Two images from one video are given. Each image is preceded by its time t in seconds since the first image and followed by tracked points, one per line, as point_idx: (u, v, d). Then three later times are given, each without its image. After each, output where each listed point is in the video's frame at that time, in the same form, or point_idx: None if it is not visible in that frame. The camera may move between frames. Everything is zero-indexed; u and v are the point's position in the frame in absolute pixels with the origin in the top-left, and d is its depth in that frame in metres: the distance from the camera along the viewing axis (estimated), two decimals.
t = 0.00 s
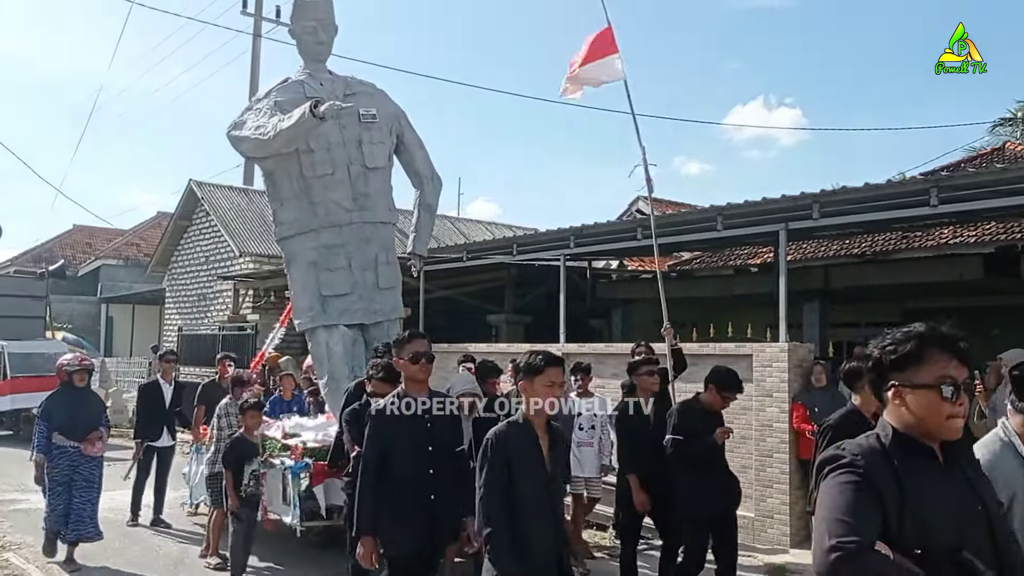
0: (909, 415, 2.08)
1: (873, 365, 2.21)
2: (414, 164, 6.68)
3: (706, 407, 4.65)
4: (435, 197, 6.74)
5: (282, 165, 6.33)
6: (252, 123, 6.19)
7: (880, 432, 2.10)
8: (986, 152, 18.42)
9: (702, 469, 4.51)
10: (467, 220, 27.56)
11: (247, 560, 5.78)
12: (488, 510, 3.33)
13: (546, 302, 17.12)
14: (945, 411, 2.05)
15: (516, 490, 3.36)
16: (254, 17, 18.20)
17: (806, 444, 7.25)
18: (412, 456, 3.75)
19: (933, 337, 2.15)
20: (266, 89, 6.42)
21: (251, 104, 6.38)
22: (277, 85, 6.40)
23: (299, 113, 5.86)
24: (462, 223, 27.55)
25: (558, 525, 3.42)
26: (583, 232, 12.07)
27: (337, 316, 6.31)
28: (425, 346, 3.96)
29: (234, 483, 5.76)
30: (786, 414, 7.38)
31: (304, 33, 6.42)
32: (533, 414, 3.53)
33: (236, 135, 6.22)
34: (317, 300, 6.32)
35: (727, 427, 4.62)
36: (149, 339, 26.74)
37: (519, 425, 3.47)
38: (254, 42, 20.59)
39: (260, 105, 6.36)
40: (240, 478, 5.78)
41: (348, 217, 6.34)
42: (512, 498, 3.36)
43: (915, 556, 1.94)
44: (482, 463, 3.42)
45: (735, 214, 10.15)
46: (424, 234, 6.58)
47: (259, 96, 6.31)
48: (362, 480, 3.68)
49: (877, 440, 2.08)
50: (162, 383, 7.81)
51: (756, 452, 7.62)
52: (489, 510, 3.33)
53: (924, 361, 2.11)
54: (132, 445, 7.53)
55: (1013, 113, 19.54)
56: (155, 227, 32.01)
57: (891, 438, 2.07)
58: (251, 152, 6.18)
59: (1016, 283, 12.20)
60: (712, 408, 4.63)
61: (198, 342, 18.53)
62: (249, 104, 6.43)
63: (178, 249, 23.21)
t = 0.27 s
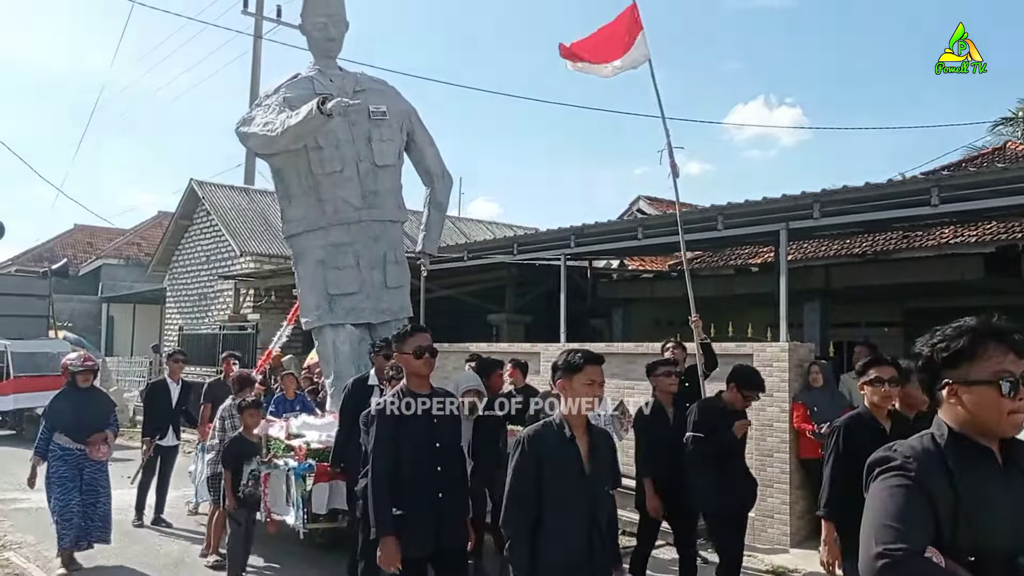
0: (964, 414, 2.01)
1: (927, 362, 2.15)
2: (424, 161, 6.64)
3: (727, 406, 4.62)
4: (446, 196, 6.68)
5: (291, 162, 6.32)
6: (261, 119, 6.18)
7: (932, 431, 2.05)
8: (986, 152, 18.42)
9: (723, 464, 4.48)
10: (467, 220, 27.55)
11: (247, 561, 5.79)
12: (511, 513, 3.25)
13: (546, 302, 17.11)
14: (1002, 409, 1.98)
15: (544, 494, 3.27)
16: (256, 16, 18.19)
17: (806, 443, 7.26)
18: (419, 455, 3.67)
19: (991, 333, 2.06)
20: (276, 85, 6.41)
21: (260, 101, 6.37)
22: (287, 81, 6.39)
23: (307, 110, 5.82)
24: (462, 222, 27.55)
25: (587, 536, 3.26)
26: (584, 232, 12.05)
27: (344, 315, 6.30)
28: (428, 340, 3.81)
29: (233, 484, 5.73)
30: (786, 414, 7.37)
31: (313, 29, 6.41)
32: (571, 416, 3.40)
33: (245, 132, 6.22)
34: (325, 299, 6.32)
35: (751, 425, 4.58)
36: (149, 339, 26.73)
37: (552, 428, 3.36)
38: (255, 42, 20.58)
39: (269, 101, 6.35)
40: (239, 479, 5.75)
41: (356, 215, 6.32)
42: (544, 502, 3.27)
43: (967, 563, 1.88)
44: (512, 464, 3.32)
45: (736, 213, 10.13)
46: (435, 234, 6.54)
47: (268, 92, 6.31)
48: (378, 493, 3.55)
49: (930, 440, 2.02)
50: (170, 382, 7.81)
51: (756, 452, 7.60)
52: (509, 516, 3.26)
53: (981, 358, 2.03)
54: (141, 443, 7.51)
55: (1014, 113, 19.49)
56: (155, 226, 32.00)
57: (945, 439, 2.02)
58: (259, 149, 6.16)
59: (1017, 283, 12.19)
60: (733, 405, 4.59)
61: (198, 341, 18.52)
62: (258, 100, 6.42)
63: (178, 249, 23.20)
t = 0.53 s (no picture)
0: (1009, 422, 1.94)
1: (964, 366, 2.07)
2: (433, 158, 6.61)
3: (746, 409, 4.55)
4: (454, 192, 6.66)
5: (298, 159, 6.27)
6: (269, 115, 6.09)
7: (973, 440, 1.99)
8: (988, 151, 18.40)
9: (741, 470, 4.46)
10: (468, 219, 27.53)
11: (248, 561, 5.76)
12: (544, 512, 3.24)
13: (547, 301, 17.09)
14: None
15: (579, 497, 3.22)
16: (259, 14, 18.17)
17: (807, 443, 7.23)
18: (430, 458, 3.51)
19: None
20: (284, 81, 6.35)
21: (268, 96, 6.32)
22: (296, 76, 6.34)
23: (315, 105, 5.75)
24: (464, 222, 27.54)
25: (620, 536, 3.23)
26: (585, 231, 12.01)
27: (352, 313, 6.28)
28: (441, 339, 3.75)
29: (229, 485, 5.68)
30: (787, 413, 7.34)
31: (321, 23, 6.39)
32: (603, 416, 3.34)
33: (252, 127, 6.14)
34: (333, 297, 6.30)
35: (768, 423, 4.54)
36: (150, 338, 26.70)
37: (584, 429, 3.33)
38: (258, 40, 20.57)
39: (277, 97, 6.29)
40: (235, 479, 5.69)
41: (365, 213, 6.30)
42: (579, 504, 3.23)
43: None
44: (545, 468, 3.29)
45: (738, 212, 10.10)
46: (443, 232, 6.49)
47: (276, 88, 6.25)
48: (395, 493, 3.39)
49: (974, 450, 1.96)
50: (174, 382, 7.79)
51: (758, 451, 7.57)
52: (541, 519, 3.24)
53: None
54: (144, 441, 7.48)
55: (1017, 112, 19.41)
56: (156, 225, 32.01)
57: (990, 447, 1.95)
58: (267, 145, 6.09)
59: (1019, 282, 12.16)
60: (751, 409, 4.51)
61: (199, 340, 18.49)
62: (265, 96, 6.36)
63: (180, 248, 23.18)
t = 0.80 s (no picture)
0: None
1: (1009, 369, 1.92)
2: (440, 151, 6.56)
3: (767, 407, 4.51)
4: (462, 185, 6.59)
5: (304, 153, 6.23)
6: (274, 109, 6.05)
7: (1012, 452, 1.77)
8: (991, 149, 18.35)
9: (764, 469, 4.42)
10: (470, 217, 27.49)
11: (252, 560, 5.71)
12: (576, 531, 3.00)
13: (550, 299, 17.05)
14: None
15: (611, 511, 3.00)
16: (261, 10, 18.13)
17: (809, 442, 7.05)
18: (445, 464, 3.43)
19: None
20: (289, 74, 6.30)
21: (273, 90, 6.27)
22: (301, 69, 6.29)
23: (321, 99, 5.70)
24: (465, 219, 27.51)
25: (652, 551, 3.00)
26: (587, 229, 11.96)
27: (360, 310, 6.23)
28: (467, 341, 3.60)
29: (230, 483, 5.61)
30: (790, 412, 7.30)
31: (327, 15, 6.33)
32: (633, 419, 3.14)
33: (257, 121, 6.09)
34: (340, 294, 6.26)
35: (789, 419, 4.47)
36: (152, 336, 26.68)
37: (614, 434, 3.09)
38: (259, 37, 20.53)
39: (282, 90, 6.24)
40: (235, 477, 5.62)
41: (372, 208, 6.25)
42: (611, 519, 2.99)
43: None
44: (573, 477, 3.07)
45: (739, 210, 10.05)
46: (450, 226, 6.45)
47: (281, 81, 6.20)
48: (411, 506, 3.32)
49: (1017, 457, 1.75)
50: (177, 382, 7.75)
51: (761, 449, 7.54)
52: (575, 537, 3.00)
53: None
54: (148, 441, 7.45)
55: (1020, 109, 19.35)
56: (157, 222, 31.98)
57: None
58: (272, 139, 6.05)
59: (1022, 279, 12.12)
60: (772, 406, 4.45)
61: (201, 338, 18.47)
62: (270, 89, 6.32)
63: (182, 246, 23.15)
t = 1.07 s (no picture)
0: None
1: None
2: (448, 145, 6.51)
3: (791, 405, 4.41)
4: (470, 178, 6.53)
5: (309, 147, 6.19)
6: (279, 102, 6.01)
7: None
8: (993, 146, 18.28)
9: (787, 469, 4.31)
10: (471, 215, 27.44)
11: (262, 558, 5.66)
12: (614, 536, 2.85)
13: (551, 296, 17.01)
14: None
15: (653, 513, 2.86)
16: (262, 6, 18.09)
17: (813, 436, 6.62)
18: (475, 461, 3.39)
19: None
20: (294, 66, 6.26)
21: (278, 83, 6.23)
22: (306, 61, 6.25)
23: (326, 92, 5.66)
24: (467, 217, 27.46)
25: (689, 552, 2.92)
26: (589, 227, 11.91)
27: (367, 307, 6.20)
28: (498, 335, 3.56)
29: (233, 483, 5.57)
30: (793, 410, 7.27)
31: (331, 6, 6.29)
32: (667, 411, 3.01)
33: (262, 115, 6.04)
34: (347, 291, 6.22)
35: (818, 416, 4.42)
36: (155, 333, 26.66)
37: (652, 429, 2.96)
38: (260, 34, 20.49)
39: (287, 83, 6.20)
40: (238, 476, 5.57)
41: (379, 203, 6.21)
42: (653, 522, 2.86)
43: None
44: (610, 476, 2.91)
45: (740, 208, 10.00)
46: (458, 221, 6.41)
47: (286, 74, 6.16)
48: (421, 498, 3.32)
49: None
50: (180, 381, 7.70)
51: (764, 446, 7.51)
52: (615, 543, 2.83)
53: None
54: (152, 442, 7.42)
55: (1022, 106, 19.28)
56: (160, 219, 31.96)
57: None
58: (277, 133, 6.01)
59: None
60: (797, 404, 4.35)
61: (203, 335, 18.45)
62: (275, 82, 6.28)
63: (184, 243, 23.11)
